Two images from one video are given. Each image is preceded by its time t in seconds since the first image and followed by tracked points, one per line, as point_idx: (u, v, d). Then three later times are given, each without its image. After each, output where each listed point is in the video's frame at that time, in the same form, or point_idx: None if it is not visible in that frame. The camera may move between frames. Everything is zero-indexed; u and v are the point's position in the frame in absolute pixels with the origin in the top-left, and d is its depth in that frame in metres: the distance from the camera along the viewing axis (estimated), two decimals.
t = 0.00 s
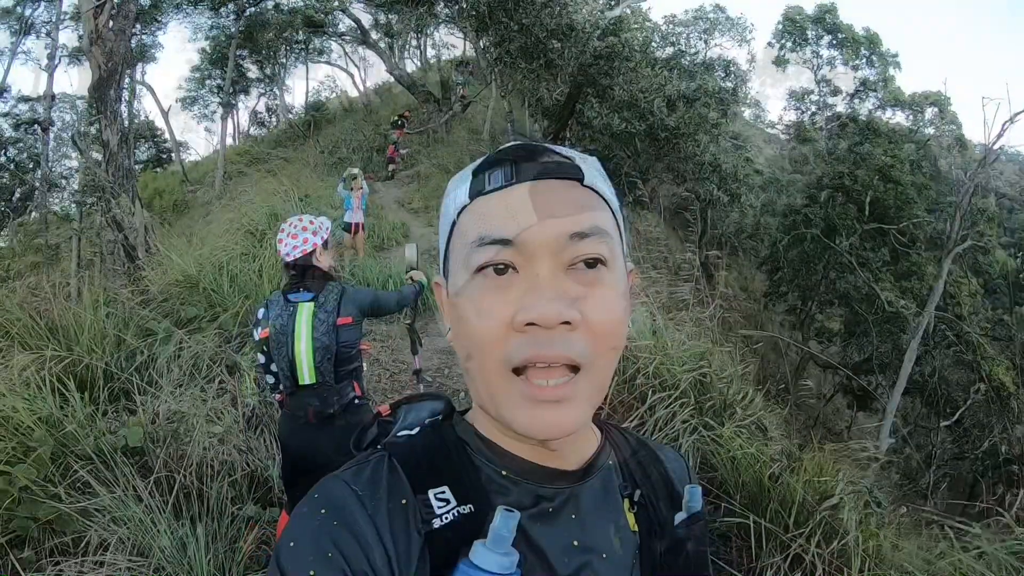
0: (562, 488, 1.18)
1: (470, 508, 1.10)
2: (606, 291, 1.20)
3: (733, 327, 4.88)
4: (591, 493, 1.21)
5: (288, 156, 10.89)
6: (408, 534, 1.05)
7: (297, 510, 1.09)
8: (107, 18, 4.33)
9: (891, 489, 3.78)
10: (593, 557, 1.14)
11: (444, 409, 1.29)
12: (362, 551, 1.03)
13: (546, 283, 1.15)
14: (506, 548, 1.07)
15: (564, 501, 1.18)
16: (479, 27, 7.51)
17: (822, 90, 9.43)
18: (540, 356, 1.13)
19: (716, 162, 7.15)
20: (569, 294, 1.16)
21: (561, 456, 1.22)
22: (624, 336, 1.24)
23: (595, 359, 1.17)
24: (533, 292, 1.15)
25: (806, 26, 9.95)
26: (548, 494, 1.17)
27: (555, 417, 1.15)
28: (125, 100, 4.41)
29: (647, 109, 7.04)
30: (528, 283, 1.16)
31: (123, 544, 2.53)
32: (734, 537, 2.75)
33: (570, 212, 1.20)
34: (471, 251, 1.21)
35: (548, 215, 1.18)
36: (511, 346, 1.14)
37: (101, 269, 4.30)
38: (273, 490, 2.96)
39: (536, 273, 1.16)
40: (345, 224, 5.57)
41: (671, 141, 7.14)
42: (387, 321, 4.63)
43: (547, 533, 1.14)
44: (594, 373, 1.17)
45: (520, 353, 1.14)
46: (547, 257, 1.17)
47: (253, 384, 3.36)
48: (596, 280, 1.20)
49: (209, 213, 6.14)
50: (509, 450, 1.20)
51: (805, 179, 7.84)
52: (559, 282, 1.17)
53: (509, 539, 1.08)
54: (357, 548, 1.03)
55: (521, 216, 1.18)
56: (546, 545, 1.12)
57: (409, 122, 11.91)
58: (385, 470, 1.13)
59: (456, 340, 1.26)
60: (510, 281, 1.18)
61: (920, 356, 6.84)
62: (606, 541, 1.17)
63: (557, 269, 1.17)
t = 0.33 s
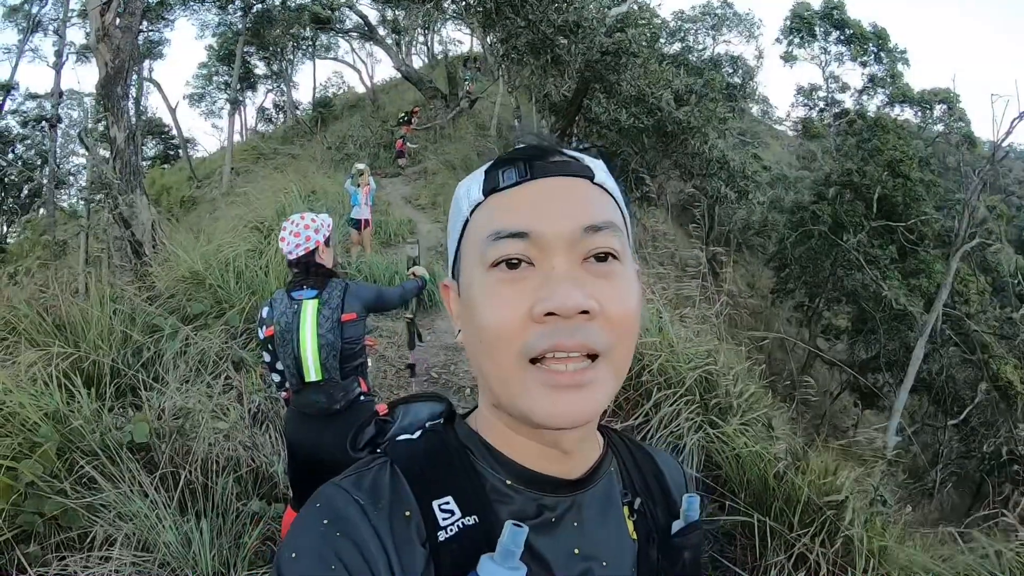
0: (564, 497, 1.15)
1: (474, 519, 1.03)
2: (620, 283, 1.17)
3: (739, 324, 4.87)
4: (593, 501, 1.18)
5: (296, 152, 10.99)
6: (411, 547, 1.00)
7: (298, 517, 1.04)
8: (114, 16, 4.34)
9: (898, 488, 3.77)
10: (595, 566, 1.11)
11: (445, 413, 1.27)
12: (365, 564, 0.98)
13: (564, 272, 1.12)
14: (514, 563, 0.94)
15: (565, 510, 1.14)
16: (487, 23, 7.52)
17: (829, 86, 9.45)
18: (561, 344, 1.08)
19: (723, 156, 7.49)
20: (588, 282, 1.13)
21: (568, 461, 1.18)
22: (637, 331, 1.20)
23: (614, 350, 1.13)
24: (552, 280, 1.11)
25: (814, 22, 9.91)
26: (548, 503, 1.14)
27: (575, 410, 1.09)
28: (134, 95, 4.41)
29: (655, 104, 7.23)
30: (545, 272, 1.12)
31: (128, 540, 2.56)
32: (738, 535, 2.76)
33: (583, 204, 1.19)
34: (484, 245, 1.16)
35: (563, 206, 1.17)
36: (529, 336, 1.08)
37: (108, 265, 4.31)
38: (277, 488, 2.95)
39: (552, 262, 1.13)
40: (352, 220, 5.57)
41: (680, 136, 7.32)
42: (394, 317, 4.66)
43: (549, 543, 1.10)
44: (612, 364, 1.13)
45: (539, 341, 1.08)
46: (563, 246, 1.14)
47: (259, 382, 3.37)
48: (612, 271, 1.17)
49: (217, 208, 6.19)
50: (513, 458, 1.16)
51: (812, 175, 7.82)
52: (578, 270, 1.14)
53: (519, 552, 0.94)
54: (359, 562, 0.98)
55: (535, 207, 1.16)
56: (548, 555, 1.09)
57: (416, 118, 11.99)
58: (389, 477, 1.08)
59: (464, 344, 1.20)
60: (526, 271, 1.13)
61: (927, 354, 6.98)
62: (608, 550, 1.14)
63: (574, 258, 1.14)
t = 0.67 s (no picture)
0: (545, 489, 1.14)
1: (453, 509, 1.03)
2: (596, 280, 1.17)
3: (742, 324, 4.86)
4: (575, 493, 1.18)
5: (299, 156, 11.04)
6: (389, 538, 0.99)
7: (277, 511, 1.02)
8: (117, 22, 4.38)
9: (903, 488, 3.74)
10: (580, 558, 1.10)
11: (424, 408, 1.26)
12: (343, 558, 0.96)
13: (536, 267, 1.12)
14: (492, 551, 0.94)
15: (547, 502, 1.14)
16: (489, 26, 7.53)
17: (833, 86, 9.44)
18: (528, 337, 1.07)
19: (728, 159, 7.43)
20: (560, 278, 1.13)
21: (546, 457, 1.17)
22: (614, 330, 1.19)
23: (586, 348, 1.12)
24: (522, 274, 1.11)
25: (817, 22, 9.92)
26: (529, 496, 1.13)
27: (542, 405, 1.08)
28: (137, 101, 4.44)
29: (660, 106, 7.15)
30: (517, 266, 1.12)
31: (129, 542, 2.55)
32: (739, 539, 2.75)
33: (563, 201, 1.19)
34: (462, 238, 1.18)
35: (542, 201, 1.17)
36: (498, 328, 1.09)
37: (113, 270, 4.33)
38: (278, 491, 2.94)
39: (525, 256, 1.13)
40: (355, 224, 5.58)
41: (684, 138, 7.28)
42: (397, 321, 4.66)
43: (528, 535, 1.09)
44: (583, 361, 1.12)
45: (507, 334, 1.08)
46: (538, 240, 1.14)
47: (260, 385, 3.39)
48: (588, 268, 1.16)
49: (222, 213, 6.22)
50: (493, 451, 1.14)
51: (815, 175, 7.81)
52: (551, 265, 1.14)
53: (496, 540, 0.95)
54: (337, 556, 0.96)
55: (512, 202, 1.17)
56: (529, 547, 1.08)
57: (421, 121, 12.02)
58: (367, 470, 1.07)
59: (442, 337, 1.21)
60: (499, 264, 1.14)
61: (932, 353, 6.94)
62: (595, 541, 1.14)
63: (548, 254, 1.15)
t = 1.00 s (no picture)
0: (579, 500, 1.04)
1: (485, 520, 0.94)
2: (607, 301, 1.02)
3: (749, 328, 4.86)
4: (609, 505, 1.07)
5: (305, 159, 11.11)
6: (420, 548, 0.91)
7: (306, 519, 0.94)
8: (124, 26, 4.43)
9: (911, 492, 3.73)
10: (613, 572, 1.00)
11: (458, 419, 1.16)
12: (372, 566, 0.88)
13: (539, 291, 1.00)
14: (522, 562, 0.84)
15: (581, 513, 1.03)
16: (494, 30, 7.55)
17: (838, 90, 9.45)
18: (527, 366, 0.97)
19: (734, 163, 7.63)
20: (564, 303, 1.00)
21: (579, 468, 1.06)
22: (632, 357, 1.04)
23: (593, 378, 0.98)
24: (524, 299, 1.00)
25: (822, 24, 9.91)
26: (562, 506, 1.02)
27: (541, 434, 0.97)
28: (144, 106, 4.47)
29: (666, 111, 7.25)
30: (519, 288, 1.02)
31: (139, 547, 2.54)
32: (748, 544, 2.71)
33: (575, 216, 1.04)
34: (473, 258, 1.09)
35: (551, 218, 1.04)
36: (498, 353, 0.99)
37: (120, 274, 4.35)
38: (286, 495, 2.99)
39: (529, 279, 1.02)
40: (362, 228, 5.58)
41: (690, 144, 7.41)
42: (404, 325, 4.67)
43: (563, 547, 0.98)
44: (591, 392, 0.98)
45: (506, 361, 0.98)
46: (542, 258, 1.02)
47: (268, 391, 3.42)
48: (599, 291, 1.02)
49: (228, 217, 6.25)
50: (526, 462, 1.04)
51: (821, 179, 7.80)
52: (556, 288, 1.01)
53: (526, 552, 0.85)
54: (366, 563, 0.89)
55: (521, 220, 1.05)
56: (563, 561, 0.97)
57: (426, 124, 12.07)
58: (400, 479, 0.98)
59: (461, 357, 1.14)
60: (504, 287, 1.04)
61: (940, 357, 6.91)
62: (629, 554, 1.04)
63: (555, 275, 1.02)
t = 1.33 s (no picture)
0: (596, 504, 1.02)
1: (502, 522, 0.94)
2: (586, 331, 0.93)
3: (750, 333, 4.86)
4: (627, 509, 1.06)
5: (306, 164, 11.14)
6: (436, 550, 0.90)
7: (326, 519, 0.96)
8: (126, 30, 4.45)
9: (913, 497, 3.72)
10: None
11: (478, 419, 1.14)
12: (390, 567, 0.89)
13: (514, 326, 0.93)
14: (537, 565, 0.84)
15: (598, 517, 1.02)
16: (495, 35, 7.57)
17: (838, 95, 9.48)
18: (506, 404, 0.92)
19: (734, 168, 7.67)
20: (539, 338, 0.92)
21: (590, 472, 1.04)
22: (625, 381, 0.96)
23: (577, 413, 0.92)
24: (500, 335, 0.94)
25: (822, 31, 9.95)
26: (580, 510, 1.01)
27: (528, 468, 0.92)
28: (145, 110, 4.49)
29: (666, 116, 7.25)
30: (499, 318, 0.96)
31: (142, 550, 2.53)
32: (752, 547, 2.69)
33: (547, 240, 0.95)
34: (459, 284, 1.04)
35: (522, 245, 0.95)
36: (483, 384, 0.95)
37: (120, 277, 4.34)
38: (288, 501, 2.99)
39: (504, 309, 0.95)
40: (364, 233, 5.59)
41: (690, 150, 7.42)
42: (406, 330, 4.67)
43: (579, 552, 0.97)
44: (574, 426, 0.93)
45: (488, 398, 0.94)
46: (515, 289, 0.94)
47: (271, 396, 3.42)
48: (577, 321, 0.93)
49: (229, 221, 6.26)
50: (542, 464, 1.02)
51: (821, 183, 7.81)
52: (532, 320, 0.94)
53: (541, 555, 0.84)
54: (382, 561, 0.89)
55: (495, 248, 0.97)
56: (579, 566, 0.96)
57: (427, 130, 12.10)
58: (419, 480, 0.97)
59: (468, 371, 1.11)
60: (485, 318, 0.98)
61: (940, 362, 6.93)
62: (643, 559, 1.02)
63: (530, 306, 0.94)
